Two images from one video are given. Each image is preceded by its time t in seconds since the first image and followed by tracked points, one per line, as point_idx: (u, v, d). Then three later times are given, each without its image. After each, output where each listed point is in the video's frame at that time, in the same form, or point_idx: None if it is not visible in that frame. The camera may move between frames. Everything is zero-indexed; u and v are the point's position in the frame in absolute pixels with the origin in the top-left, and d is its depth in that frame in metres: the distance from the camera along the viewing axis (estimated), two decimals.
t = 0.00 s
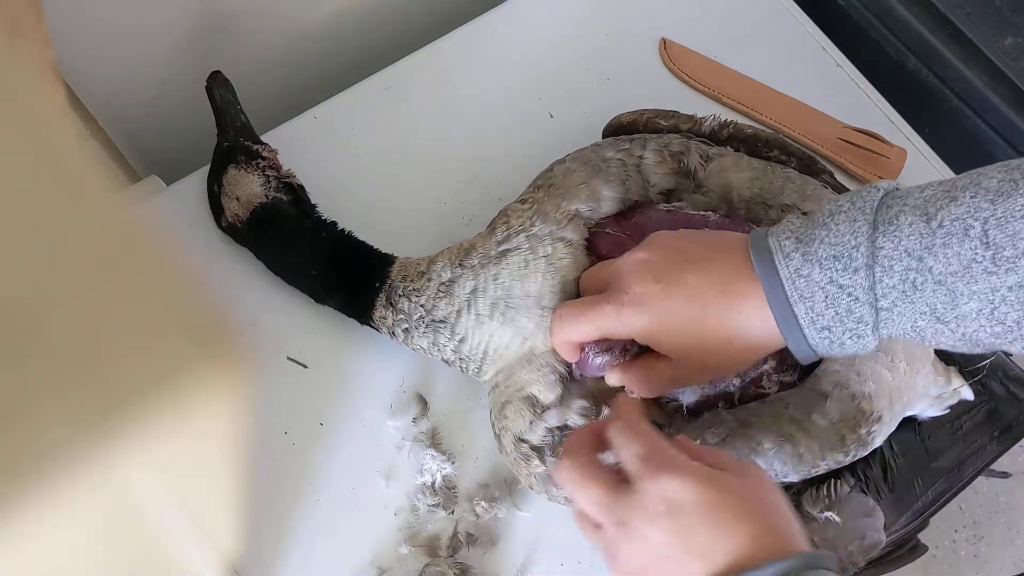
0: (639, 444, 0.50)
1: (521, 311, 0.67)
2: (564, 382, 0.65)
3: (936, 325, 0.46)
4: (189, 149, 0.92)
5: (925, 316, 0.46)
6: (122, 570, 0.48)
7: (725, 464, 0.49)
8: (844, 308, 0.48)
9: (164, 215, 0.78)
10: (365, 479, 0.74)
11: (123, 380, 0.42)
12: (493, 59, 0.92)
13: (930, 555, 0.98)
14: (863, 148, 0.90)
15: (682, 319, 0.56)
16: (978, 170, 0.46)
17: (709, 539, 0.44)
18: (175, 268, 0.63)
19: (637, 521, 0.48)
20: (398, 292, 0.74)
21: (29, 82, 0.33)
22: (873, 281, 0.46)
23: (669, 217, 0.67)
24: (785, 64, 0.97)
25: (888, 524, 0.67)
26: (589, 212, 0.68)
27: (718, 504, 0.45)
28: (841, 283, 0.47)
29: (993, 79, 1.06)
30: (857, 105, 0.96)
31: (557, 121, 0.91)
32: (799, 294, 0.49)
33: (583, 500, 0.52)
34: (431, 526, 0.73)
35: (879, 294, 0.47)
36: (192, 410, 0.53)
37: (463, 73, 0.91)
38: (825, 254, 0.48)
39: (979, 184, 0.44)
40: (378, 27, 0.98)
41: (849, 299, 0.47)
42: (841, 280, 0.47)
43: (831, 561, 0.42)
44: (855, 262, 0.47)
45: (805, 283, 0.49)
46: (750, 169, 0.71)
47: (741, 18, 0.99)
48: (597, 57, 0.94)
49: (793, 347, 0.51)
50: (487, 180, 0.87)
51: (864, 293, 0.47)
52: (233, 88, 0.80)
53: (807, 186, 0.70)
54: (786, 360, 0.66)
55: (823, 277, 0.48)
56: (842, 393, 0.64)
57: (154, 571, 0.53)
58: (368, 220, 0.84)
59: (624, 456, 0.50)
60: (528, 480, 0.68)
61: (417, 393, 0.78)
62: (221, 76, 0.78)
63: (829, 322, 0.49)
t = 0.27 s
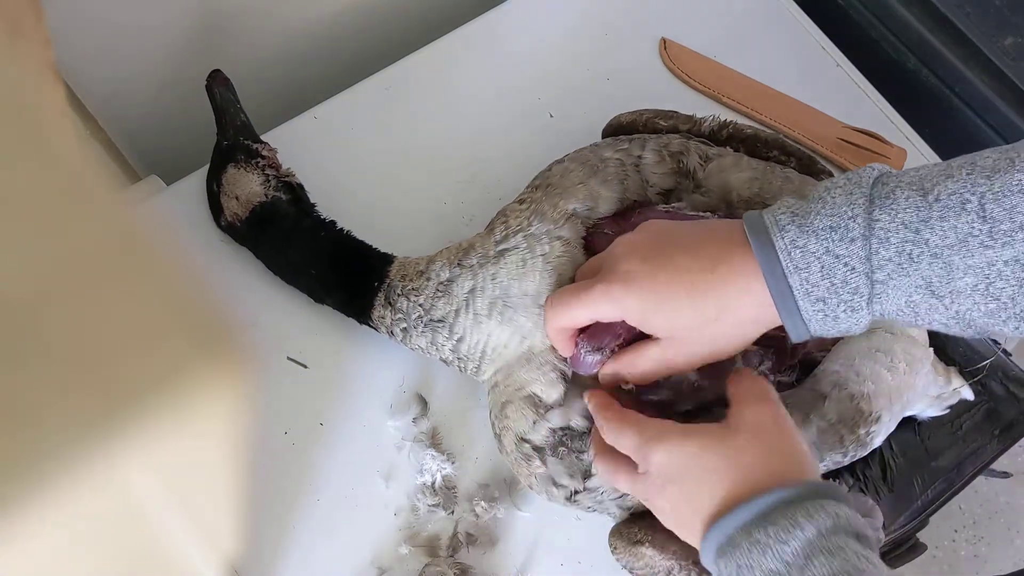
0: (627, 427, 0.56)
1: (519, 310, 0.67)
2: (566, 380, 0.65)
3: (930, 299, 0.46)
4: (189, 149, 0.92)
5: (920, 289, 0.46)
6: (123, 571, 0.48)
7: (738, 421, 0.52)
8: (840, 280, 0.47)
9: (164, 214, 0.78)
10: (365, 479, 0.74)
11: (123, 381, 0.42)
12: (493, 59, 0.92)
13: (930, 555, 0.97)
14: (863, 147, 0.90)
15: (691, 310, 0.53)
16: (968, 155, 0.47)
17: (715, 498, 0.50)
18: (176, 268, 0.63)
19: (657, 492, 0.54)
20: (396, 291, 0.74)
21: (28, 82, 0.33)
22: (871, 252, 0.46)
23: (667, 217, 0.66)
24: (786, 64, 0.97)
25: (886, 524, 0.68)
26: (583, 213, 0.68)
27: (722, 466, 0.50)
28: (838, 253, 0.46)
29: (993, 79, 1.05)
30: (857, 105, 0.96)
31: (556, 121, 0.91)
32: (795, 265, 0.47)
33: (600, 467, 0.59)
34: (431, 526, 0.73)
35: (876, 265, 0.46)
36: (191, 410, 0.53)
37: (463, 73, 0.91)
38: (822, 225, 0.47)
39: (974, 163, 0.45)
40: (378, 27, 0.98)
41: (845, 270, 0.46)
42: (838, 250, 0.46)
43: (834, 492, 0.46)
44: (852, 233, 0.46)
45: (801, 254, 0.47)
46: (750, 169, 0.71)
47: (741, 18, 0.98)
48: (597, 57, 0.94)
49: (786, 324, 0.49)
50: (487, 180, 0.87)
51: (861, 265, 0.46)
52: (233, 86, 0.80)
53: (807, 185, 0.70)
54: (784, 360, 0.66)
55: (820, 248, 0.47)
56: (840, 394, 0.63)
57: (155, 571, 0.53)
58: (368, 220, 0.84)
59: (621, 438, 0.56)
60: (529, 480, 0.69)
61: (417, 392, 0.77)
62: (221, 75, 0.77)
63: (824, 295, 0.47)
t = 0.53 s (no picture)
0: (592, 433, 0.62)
1: (514, 317, 0.67)
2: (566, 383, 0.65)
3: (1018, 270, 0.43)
4: (189, 149, 0.92)
5: (1008, 258, 0.43)
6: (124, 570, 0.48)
7: (677, 416, 0.55)
8: (926, 244, 0.43)
9: (164, 215, 0.78)
10: (365, 479, 0.74)
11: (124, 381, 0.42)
12: (493, 59, 0.92)
13: (930, 555, 0.97)
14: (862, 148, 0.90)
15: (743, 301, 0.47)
16: None
17: (661, 491, 0.53)
18: (175, 267, 0.63)
19: (621, 490, 0.58)
20: (392, 297, 0.74)
21: (28, 81, 0.33)
22: (959, 215, 0.43)
23: (661, 224, 0.66)
24: (785, 65, 0.97)
25: (885, 527, 0.68)
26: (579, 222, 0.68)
27: (663, 460, 0.54)
28: (924, 215, 0.43)
29: (993, 79, 1.06)
30: (857, 106, 0.96)
31: (556, 121, 0.91)
32: (878, 227, 0.44)
33: (583, 465, 0.64)
34: (431, 526, 0.73)
35: (963, 229, 0.43)
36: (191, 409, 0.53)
37: (463, 73, 0.91)
38: (905, 188, 0.44)
39: None
40: (377, 27, 0.98)
41: (932, 233, 0.43)
42: (924, 212, 0.43)
43: (771, 470, 0.49)
44: (939, 195, 0.43)
45: (885, 216, 0.44)
46: (748, 172, 0.70)
47: (741, 18, 0.98)
48: (597, 57, 0.94)
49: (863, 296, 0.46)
50: (486, 180, 0.87)
51: (947, 227, 0.43)
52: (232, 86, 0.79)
53: (803, 189, 0.70)
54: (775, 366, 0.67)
55: (906, 209, 0.43)
56: (830, 403, 0.63)
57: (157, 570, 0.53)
58: (368, 220, 0.84)
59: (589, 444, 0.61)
60: (528, 488, 0.69)
61: (417, 393, 0.77)
62: (221, 76, 0.76)
63: (908, 260, 0.44)
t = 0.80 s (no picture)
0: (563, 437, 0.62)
1: (513, 317, 0.67)
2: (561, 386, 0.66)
3: None
4: (189, 149, 0.92)
5: None
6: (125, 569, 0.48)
7: (634, 410, 0.57)
8: None
9: (165, 214, 0.78)
10: (365, 479, 0.74)
11: (122, 383, 0.42)
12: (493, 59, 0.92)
13: (930, 555, 0.97)
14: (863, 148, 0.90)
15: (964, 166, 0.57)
16: None
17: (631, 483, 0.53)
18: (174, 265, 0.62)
19: (590, 492, 0.58)
20: (391, 297, 0.74)
21: (28, 81, 0.33)
22: None
23: (660, 225, 0.68)
24: (785, 65, 0.97)
25: (881, 528, 0.69)
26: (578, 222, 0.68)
27: (626, 453, 0.54)
28: None
29: (993, 80, 1.06)
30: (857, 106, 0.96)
31: (556, 121, 0.91)
32: None
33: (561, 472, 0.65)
34: (431, 526, 0.73)
35: None
36: (191, 407, 0.53)
37: (463, 73, 0.91)
38: None
39: None
40: (378, 27, 0.98)
41: None
42: None
43: (740, 444, 0.48)
44: None
45: None
46: (746, 172, 0.70)
47: (741, 18, 0.98)
48: (597, 57, 0.94)
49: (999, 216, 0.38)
50: (486, 180, 0.87)
51: None
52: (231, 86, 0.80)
53: (802, 190, 0.70)
54: (772, 366, 0.69)
55: None
56: (822, 403, 0.63)
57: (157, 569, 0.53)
58: (367, 220, 0.84)
59: (559, 447, 0.62)
60: (525, 489, 0.69)
61: (417, 393, 0.77)
62: (220, 76, 0.77)
63: None
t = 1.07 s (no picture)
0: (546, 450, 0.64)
1: (512, 317, 0.67)
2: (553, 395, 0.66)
3: None
4: (189, 149, 0.92)
5: None
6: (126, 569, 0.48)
7: (609, 430, 0.59)
8: None
9: (164, 214, 0.78)
10: (365, 479, 0.74)
11: (121, 383, 0.42)
12: (493, 59, 0.92)
13: (930, 555, 0.97)
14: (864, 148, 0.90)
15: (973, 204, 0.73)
16: None
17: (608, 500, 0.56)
18: (175, 265, 0.62)
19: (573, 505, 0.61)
20: (390, 297, 0.73)
21: (28, 81, 0.33)
22: None
23: (660, 226, 0.68)
24: (785, 65, 0.97)
25: (880, 530, 0.69)
26: (578, 223, 0.68)
27: (603, 476, 0.57)
28: None
29: (993, 80, 1.06)
30: (856, 106, 0.96)
31: (556, 121, 0.91)
32: None
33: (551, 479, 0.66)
34: (431, 526, 0.73)
35: None
36: (191, 406, 0.53)
37: (464, 73, 0.91)
38: None
39: None
40: (379, 26, 0.98)
41: None
42: None
43: (706, 469, 0.52)
44: None
45: None
46: (746, 172, 0.71)
47: (741, 18, 0.98)
48: (597, 57, 0.94)
49: None
50: (486, 180, 0.87)
51: None
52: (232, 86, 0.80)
53: (803, 190, 0.70)
54: (772, 367, 0.68)
55: None
56: (817, 405, 0.63)
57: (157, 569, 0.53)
58: (367, 220, 0.84)
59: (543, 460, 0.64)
60: (521, 489, 0.69)
61: (417, 393, 0.77)
62: (219, 75, 0.77)
63: None
